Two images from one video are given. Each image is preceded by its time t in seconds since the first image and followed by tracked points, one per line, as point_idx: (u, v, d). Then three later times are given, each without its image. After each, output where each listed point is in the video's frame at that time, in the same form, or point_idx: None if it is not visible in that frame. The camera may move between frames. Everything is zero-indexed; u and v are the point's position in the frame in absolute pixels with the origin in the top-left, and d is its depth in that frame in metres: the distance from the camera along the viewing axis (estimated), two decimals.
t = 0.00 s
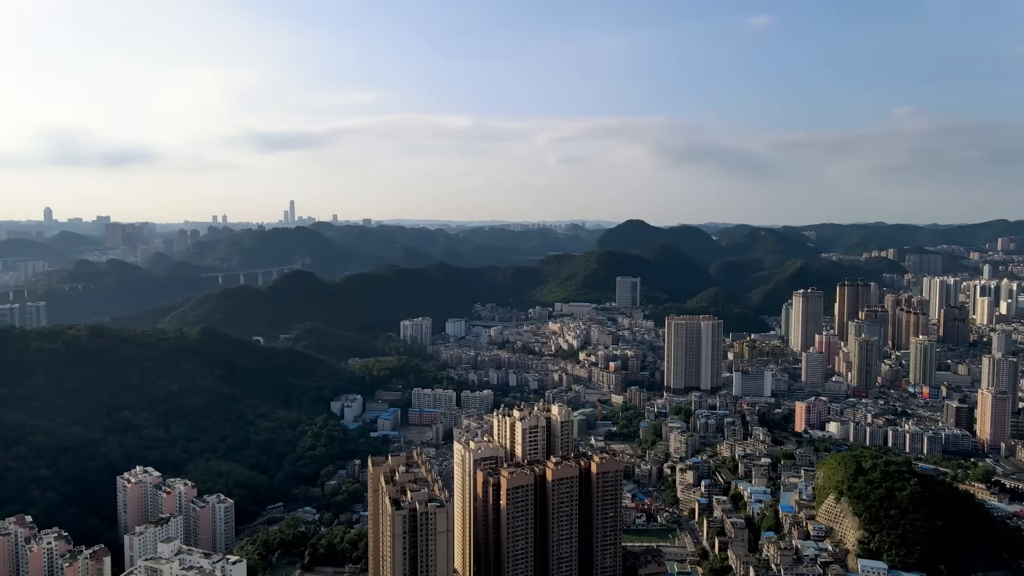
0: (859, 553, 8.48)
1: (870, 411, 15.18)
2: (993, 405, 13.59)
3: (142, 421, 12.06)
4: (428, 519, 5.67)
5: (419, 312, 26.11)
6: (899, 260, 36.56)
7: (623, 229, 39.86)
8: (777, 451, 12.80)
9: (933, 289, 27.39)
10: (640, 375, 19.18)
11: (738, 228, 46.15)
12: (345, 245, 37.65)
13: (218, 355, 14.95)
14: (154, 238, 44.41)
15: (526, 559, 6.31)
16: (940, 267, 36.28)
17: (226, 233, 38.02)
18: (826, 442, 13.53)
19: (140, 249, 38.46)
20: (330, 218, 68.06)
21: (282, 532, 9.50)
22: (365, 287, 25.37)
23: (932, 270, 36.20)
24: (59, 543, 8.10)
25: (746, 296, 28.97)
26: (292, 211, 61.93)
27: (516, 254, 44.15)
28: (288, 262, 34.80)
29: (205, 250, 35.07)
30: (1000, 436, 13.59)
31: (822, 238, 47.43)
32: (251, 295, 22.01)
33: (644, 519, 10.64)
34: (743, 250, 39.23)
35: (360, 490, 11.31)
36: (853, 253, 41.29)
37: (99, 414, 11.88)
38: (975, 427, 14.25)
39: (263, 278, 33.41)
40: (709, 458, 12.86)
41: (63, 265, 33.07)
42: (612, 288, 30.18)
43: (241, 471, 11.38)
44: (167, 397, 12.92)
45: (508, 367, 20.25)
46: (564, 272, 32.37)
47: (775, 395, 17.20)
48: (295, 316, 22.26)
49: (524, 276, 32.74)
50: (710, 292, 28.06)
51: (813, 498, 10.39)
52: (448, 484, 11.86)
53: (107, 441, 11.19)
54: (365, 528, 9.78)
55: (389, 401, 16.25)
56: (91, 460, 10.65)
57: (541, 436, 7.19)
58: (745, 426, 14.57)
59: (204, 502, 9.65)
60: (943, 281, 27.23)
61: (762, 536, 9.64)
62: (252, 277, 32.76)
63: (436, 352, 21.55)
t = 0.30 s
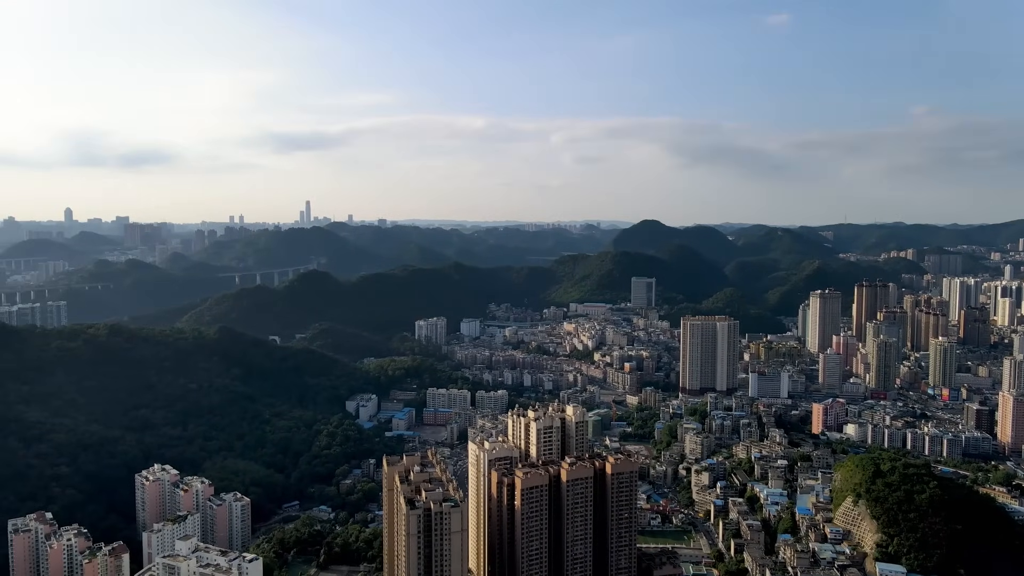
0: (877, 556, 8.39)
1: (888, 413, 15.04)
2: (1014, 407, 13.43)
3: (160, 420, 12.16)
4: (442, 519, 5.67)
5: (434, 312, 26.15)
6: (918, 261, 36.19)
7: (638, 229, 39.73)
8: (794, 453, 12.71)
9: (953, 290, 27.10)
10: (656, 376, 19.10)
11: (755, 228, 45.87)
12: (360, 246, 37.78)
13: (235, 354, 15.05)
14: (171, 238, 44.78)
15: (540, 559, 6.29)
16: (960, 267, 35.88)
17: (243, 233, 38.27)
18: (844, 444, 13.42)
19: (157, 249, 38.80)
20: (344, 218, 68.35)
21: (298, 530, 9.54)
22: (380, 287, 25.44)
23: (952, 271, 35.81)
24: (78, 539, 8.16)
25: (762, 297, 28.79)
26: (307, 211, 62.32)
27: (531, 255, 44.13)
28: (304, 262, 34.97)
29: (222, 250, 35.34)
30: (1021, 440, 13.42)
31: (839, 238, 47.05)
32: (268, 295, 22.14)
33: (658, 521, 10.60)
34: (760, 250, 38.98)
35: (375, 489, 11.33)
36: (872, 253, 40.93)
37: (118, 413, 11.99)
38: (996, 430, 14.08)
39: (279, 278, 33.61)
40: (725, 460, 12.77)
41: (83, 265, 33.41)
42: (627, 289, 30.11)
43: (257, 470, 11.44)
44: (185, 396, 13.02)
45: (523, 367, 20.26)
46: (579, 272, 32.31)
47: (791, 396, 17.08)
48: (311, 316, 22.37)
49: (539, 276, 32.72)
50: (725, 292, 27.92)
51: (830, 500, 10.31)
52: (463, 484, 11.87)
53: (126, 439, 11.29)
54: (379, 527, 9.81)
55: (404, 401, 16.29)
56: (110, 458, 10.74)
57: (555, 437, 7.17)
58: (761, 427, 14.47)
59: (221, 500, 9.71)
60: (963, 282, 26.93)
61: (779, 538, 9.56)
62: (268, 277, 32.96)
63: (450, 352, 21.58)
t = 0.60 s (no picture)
0: (896, 560, 8.29)
1: (907, 415, 14.88)
2: None
3: (178, 418, 12.24)
4: (457, 519, 5.66)
5: (449, 312, 26.18)
6: (938, 261, 35.82)
7: (653, 229, 39.60)
8: (811, 455, 12.61)
9: (973, 291, 26.79)
10: (671, 377, 19.02)
11: (772, 228, 45.57)
12: (375, 246, 37.89)
13: (252, 354, 15.13)
14: (189, 238, 45.16)
15: (555, 560, 6.28)
16: (981, 268, 35.46)
17: (259, 233, 38.51)
18: (862, 446, 13.29)
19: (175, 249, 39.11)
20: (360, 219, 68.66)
21: (314, 528, 9.58)
22: (395, 287, 25.50)
23: (973, 271, 35.40)
24: (97, 536, 8.23)
25: (778, 298, 28.59)
26: (324, 211, 62.68)
27: (546, 255, 44.08)
28: (320, 262, 35.12)
29: (239, 250, 35.59)
30: None
31: (857, 239, 46.65)
32: (284, 294, 22.26)
33: (673, 522, 10.53)
34: (776, 250, 38.72)
35: (390, 488, 11.35)
36: (890, 253, 40.55)
37: (136, 411, 12.09)
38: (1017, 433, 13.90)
39: (295, 277, 33.78)
40: (741, 462, 12.68)
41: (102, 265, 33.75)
42: (642, 289, 30.01)
43: (274, 468, 11.50)
44: (202, 394, 13.11)
45: (537, 367, 20.24)
46: (594, 273, 32.24)
47: (808, 398, 16.94)
48: (326, 316, 22.46)
49: (554, 276, 32.68)
50: (742, 292, 27.76)
51: (848, 503, 10.22)
52: (478, 484, 11.87)
53: (144, 437, 11.37)
54: (394, 526, 9.82)
55: (418, 401, 16.32)
56: (128, 456, 10.83)
57: (570, 437, 7.16)
58: (777, 429, 14.36)
59: (237, 498, 9.77)
60: (984, 282, 26.62)
61: (796, 541, 9.48)
62: (284, 277, 33.14)
63: (465, 352, 21.59)
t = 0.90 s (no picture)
0: (915, 563, 8.22)
1: (927, 417, 14.72)
2: None
3: (195, 417, 12.34)
4: (472, 518, 5.66)
5: (464, 311, 26.20)
6: (959, 261, 35.41)
7: (669, 229, 39.46)
8: (828, 457, 12.50)
9: (994, 291, 26.46)
10: (687, 377, 18.92)
11: (789, 228, 45.25)
12: (390, 245, 37.99)
13: (268, 353, 15.21)
14: (206, 238, 45.49)
15: (569, 560, 6.26)
16: (1002, 268, 35.03)
17: (276, 233, 38.74)
18: (880, 448, 13.17)
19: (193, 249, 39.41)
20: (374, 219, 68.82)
21: (329, 527, 9.61)
22: (410, 287, 25.56)
23: (994, 272, 34.97)
24: (116, 533, 8.29)
25: (795, 298, 28.38)
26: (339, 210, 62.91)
27: (561, 255, 44.02)
28: (335, 262, 35.26)
29: (255, 250, 35.81)
30: None
31: (876, 239, 46.22)
32: (299, 294, 22.35)
33: (689, 523, 10.47)
34: (793, 250, 38.44)
35: (405, 487, 11.37)
36: (909, 253, 40.15)
37: (155, 410, 12.19)
38: None
39: (311, 277, 33.94)
40: (757, 463, 12.60)
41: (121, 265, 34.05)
42: (658, 290, 29.90)
43: (290, 467, 11.56)
44: (219, 393, 13.21)
45: (552, 367, 20.22)
46: (609, 273, 32.16)
47: (826, 399, 16.79)
48: (341, 316, 22.55)
49: (569, 276, 32.62)
50: (758, 292, 27.60)
51: (865, 506, 10.13)
52: (492, 484, 11.86)
53: (162, 435, 11.47)
54: (409, 525, 9.85)
55: (433, 401, 16.34)
56: (146, 454, 10.92)
57: (585, 438, 7.14)
58: (794, 430, 14.26)
59: (254, 496, 9.83)
60: (1005, 283, 26.29)
61: (812, 543, 9.41)
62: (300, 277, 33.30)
63: (480, 352, 21.60)
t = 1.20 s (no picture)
0: (934, 567, 8.13)
1: (946, 419, 14.55)
2: None
3: (213, 415, 12.42)
4: (486, 518, 5.65)
5: (479, 311, 26.20)
6: (980, 262, 34.99)
7: (685, 228, 39.30)
8: (846, 459, 12.39)
9: (1016, 292, 26.11)
10: (702, 378, 18.83)
11: (806, 228, 44.93)
12: (406, 245, 38.08)
13: (284, 352, 15.29)
14: (224, 238, 45.81)
15: (584, 561, 6.24)
16: None
17: (292, 233, 38.96)
18: (899, 450, 13.04)
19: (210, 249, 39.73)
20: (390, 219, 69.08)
21: (345, 526, 9.64)
22: (425, 287, 25.60)
23: (1016, 272, 34.53)
24: (135, 529, 8.37)
25: (812, 299, 28.18)
26: (355, 210, 63.20)
27: (577, 255, 43.96)
28: (351, 261, 35.39)
29: (272, 250, 36.03)
30: None
31: (894, 239, 45.79)
32: (315, 294, 22.45)
33: (705, 525, 10.39)
34: (810, 250, 38.15)
35: (420, 487, 11.37)
36: (929, 254, 39.72)
37: (173, 408, 12.28)
38: None
39: (327, 277, 34.10)
40: (774, 465, 12.51)
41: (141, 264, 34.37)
42: (674, 290, 29.79)
43: (306, 465, 11.61)
44: (236, 392, 13.29)
45: (567, 368, 20.19)
46: (624, 273, 32.07)
47: (844, 400, 16.65)
48: (357, 316, 22.63)
49: (584, 276, 32.55)
50: (775, 292, 27.41)
51: (884, 508, 10.03)
52: (507, 484, 11.85)
53: (180, 433, 11.54)
54: (424, 524, 9.87)
55: (448, 400, 16.36)
56: (165, 452, 11.00)
57: (600, 439, 7.12)
58: (811, 432, 14.14)
59: (270, 494, 9.87)
60: None
61: (830, 546, 9.34)
62: (316, 276, 33.45)
63: (495, 352, 21.61)
